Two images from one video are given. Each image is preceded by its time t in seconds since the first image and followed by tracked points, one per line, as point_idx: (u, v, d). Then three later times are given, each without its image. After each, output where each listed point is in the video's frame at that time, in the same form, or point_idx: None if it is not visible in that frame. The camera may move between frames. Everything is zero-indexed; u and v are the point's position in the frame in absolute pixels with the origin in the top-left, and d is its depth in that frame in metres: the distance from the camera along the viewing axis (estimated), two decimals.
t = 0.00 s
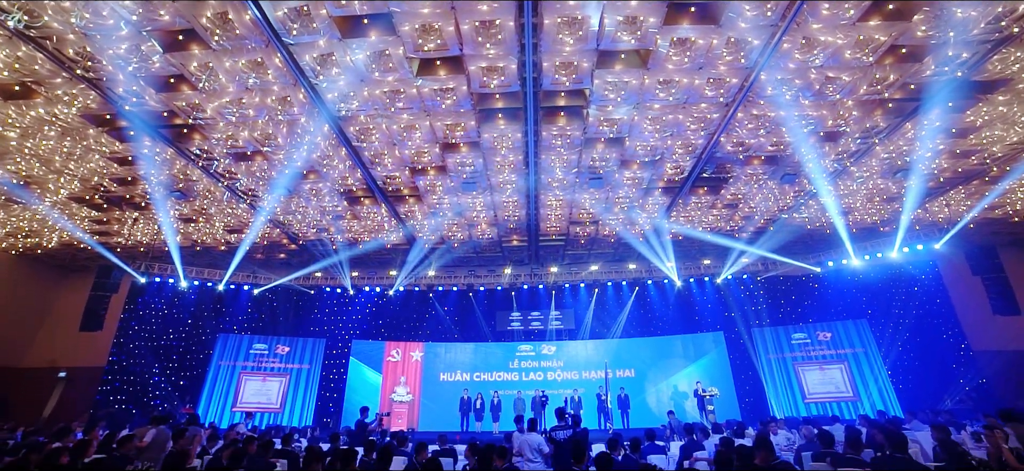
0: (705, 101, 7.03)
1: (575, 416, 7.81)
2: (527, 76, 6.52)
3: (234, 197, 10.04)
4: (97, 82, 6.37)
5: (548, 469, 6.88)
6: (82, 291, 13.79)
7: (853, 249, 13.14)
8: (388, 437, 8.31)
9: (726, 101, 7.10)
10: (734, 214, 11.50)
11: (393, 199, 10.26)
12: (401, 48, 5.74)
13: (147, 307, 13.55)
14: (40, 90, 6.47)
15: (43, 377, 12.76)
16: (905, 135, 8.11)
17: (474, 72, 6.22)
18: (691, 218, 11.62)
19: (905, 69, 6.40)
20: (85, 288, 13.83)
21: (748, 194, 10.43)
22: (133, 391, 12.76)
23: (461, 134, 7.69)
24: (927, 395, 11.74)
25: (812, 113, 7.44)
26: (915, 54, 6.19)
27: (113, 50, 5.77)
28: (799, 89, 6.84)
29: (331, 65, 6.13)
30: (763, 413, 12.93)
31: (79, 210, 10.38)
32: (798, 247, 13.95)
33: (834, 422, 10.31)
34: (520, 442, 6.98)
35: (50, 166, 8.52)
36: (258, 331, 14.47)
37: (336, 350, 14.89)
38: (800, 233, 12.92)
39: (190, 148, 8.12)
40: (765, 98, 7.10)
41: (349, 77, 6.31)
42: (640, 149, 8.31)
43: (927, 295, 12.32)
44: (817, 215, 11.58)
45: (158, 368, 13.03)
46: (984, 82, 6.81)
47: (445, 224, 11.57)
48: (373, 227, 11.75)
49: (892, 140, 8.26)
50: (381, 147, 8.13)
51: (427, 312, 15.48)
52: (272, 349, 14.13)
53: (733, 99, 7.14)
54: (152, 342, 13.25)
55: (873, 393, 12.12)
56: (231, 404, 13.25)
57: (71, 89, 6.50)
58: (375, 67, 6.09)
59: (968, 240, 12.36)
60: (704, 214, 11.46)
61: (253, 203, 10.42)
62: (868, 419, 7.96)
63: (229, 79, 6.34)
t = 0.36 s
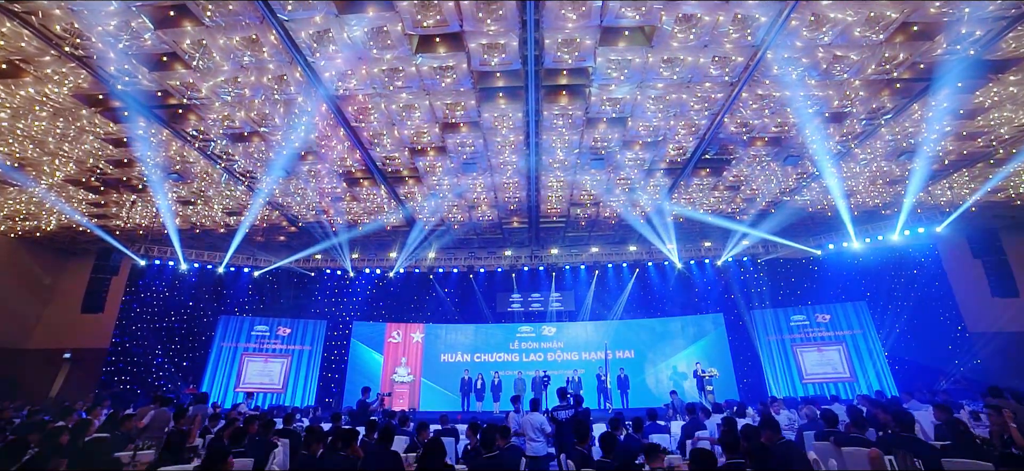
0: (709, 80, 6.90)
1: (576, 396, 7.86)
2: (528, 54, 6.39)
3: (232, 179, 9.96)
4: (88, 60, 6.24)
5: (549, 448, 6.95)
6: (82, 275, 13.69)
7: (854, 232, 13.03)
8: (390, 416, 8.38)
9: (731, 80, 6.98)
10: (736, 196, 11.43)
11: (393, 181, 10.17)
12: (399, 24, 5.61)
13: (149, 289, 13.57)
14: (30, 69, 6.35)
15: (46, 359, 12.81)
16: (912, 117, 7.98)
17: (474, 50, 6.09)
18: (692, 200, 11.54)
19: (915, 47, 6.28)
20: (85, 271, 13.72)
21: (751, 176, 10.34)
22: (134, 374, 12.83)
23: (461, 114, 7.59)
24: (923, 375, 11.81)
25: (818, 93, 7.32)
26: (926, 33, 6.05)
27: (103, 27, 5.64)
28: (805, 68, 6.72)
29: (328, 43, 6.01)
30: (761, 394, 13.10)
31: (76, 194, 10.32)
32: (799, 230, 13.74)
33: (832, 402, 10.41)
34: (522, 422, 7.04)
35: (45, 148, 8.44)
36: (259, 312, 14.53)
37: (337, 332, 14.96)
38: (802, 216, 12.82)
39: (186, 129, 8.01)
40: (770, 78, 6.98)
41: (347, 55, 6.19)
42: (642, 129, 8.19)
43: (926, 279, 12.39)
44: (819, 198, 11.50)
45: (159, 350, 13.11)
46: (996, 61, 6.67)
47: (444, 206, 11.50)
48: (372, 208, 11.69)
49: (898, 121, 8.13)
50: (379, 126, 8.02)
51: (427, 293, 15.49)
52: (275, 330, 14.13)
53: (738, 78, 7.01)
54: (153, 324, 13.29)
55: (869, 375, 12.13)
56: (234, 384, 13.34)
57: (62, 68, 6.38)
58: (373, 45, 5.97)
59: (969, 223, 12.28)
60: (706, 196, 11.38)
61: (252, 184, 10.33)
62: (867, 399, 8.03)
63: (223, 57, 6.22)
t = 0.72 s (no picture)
0: (712, 62, 6.80)
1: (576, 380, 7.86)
2: (529, 34, 6.24)
3: (228, 163, 9.85)
4: (76, 40, 6.09)
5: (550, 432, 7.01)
6: (73, 263, 13.68)
7: (853, 217, 12.85)
8: (390, 400, 8.42)
9: (734, 62, 6.87)
10: (737, 180, 11.35)
11: (391, 164, 10.08)
12: (397, 3, 5.47)
13: (146, 274, 13.49)
14: (17, 49, 6.21)
15: (39, 343, 12.76)
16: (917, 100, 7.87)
17: (473, 30, 5.97)
18: (693, 184, 11.45)
19: (923, 29, 6.15)
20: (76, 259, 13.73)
21: (751, 160, 10.24)
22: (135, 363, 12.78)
23: (460, 96, 7.49)
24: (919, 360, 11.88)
25: (822, 75, 7.20)
26: (935, 14, 5.90)
27: (91, 6, 5.49)
28: (810, 50, 6.60)
29: (324, 23, 5.88)
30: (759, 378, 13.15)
31: (71, 177, 10.20)
32: (799, 214, 13.53)
33: (831, 386, 10.47)
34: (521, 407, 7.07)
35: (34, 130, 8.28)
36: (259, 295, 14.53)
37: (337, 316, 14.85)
38: (802, 201, 12.73)
39: (180, 111, 7.87)
40: (774, 60, 6.86)
41: (343, 35, 6.07)
42: (643, 112, 8.09)
43: (924, 264, 12.26)
44: (820, 183, 11.43)
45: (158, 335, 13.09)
46: (1006, 43, 6.54)
47: (442, 189, 11.43)
48: (370, 193, 11.63)
49: (903, 104, 8.02)
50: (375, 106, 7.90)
51: (427, 277, 15.44)
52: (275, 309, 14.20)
53: (741, 61, 6.90)
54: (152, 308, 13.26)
55: (866, 359, 12.31)
56: (234, 368, 13.43)
57: (50, 48, 6.24)
58: (370, 24, 5.83)
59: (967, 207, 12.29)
60: (706, 181, 11.31)
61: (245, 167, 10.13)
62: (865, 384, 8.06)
63: (216, 36, 6.09)
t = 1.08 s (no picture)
0: (714, 47, 6.85)
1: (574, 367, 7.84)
2: (528, 22, 6.07)
3: (223, 151, 9.76)
4: (61, 24, 5.99)
5: (545, 419, 7.07)
6: (67, 263, 13.15)
7: (852, 204, 12.79)
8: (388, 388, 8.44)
9: (735, 47, 6.86)
10: (736, 169, 11.26)
11: (388, 151, 10.00)
12: None
13: (143, 263, 13.45)
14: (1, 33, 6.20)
15: (38, 346, 12.49)
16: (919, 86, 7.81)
17: (471, 14, 5.87)
18: (692, 172, 11.37)
19: (928, 15, 6.06)
20: (70, 259, 13.20)
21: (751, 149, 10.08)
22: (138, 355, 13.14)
23: (457, 81, 7.57)
24: (913, 346, 12.16)
25: (825, 62, 7.12)
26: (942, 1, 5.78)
27: None
28: (812, 36, 6.53)
29: (315, 6, 5.78)
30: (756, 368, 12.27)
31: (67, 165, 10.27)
32: (799, 204, 13.28)
33: (830, 373, 10.64)
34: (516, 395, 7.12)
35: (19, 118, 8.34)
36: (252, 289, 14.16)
37: (331, 311, 14.35)
38: (802, 189, 12.52)
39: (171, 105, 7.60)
40: (775, 47, 6.81)
41: (337, 19, 5.99)
42: (642, 99, 8.04)
43: (920, 254, 12.16)
44: (820, 172, 11.38)
45: (152, 327, 13.18)
46: (1012, 30, 6.44)
47: (440, 174, 11.43)
48: (368, 180, 11.59)
49: (904, 91, 7.94)
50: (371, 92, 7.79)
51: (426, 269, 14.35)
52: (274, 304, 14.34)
53: (742, 47, 6.86)
54: (150, 295, 13.39)
55: (862, 346, 12.79)
56: (233, 356, 13.68)
57: (34, 32, 6.18)
58: (366, 7, 5.74)
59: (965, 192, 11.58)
60: (705, 168, 11.27)
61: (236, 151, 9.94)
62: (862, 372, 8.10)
63: (207, 20, 6.01)
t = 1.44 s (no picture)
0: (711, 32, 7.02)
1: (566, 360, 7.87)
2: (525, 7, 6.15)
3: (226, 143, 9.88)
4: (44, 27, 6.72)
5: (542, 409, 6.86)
6: (64, 264, 12.70)
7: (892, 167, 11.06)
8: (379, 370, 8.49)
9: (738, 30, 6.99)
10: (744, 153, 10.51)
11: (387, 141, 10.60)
12: None
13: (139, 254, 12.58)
14: None
15: (37, 346, 11.28)
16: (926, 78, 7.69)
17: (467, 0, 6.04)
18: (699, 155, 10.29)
19: None
20: (66, 260, 12.70)
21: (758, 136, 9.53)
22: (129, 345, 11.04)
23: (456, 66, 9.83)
24: None
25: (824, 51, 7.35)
26: None
27: None
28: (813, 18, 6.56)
29: None
30: None
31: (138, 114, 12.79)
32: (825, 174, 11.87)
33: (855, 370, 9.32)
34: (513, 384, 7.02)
35: (24, 77, 12.08)
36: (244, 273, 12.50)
37: (331, 307, 11.05)
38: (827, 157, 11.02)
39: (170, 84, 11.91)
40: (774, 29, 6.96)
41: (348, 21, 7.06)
42: (646, 87, 9.00)
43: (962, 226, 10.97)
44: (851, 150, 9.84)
45: (150, 321, 11.44)
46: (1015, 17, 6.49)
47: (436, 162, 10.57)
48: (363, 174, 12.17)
49: (910, 79, 7.80)
50: (409, 64, 10.14)
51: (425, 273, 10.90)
52: (271, 309, 11.18)
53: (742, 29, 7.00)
54: (138, 279, 12.23)
55: None
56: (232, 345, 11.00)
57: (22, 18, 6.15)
58: None
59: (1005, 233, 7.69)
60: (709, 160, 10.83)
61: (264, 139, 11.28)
62: (858, 359, 8.09)
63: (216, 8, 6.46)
